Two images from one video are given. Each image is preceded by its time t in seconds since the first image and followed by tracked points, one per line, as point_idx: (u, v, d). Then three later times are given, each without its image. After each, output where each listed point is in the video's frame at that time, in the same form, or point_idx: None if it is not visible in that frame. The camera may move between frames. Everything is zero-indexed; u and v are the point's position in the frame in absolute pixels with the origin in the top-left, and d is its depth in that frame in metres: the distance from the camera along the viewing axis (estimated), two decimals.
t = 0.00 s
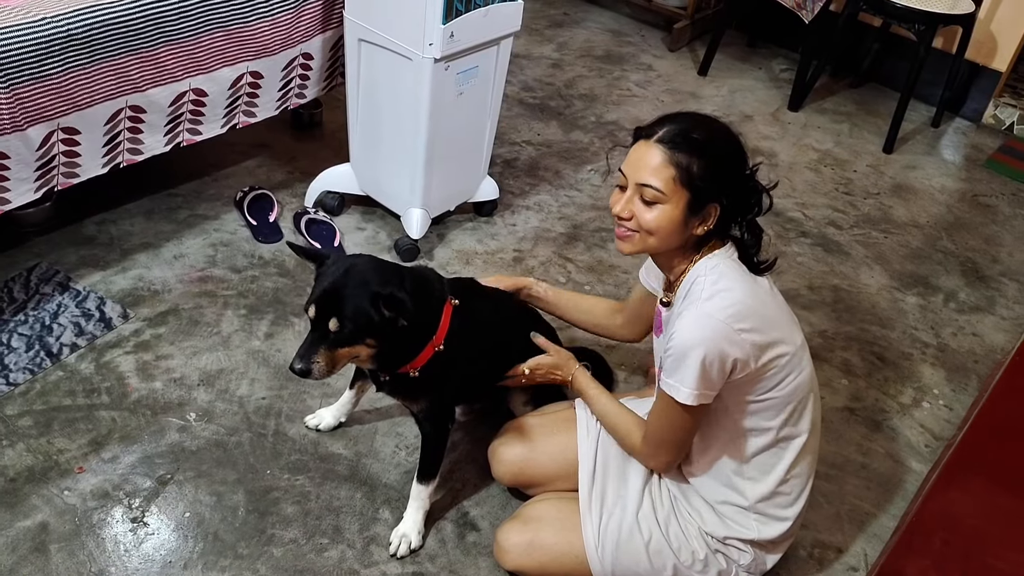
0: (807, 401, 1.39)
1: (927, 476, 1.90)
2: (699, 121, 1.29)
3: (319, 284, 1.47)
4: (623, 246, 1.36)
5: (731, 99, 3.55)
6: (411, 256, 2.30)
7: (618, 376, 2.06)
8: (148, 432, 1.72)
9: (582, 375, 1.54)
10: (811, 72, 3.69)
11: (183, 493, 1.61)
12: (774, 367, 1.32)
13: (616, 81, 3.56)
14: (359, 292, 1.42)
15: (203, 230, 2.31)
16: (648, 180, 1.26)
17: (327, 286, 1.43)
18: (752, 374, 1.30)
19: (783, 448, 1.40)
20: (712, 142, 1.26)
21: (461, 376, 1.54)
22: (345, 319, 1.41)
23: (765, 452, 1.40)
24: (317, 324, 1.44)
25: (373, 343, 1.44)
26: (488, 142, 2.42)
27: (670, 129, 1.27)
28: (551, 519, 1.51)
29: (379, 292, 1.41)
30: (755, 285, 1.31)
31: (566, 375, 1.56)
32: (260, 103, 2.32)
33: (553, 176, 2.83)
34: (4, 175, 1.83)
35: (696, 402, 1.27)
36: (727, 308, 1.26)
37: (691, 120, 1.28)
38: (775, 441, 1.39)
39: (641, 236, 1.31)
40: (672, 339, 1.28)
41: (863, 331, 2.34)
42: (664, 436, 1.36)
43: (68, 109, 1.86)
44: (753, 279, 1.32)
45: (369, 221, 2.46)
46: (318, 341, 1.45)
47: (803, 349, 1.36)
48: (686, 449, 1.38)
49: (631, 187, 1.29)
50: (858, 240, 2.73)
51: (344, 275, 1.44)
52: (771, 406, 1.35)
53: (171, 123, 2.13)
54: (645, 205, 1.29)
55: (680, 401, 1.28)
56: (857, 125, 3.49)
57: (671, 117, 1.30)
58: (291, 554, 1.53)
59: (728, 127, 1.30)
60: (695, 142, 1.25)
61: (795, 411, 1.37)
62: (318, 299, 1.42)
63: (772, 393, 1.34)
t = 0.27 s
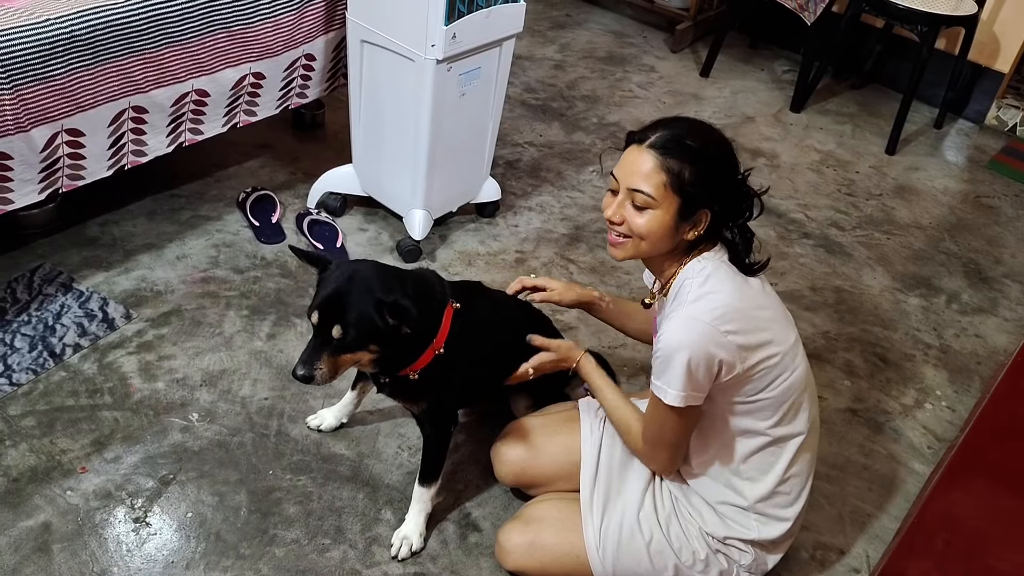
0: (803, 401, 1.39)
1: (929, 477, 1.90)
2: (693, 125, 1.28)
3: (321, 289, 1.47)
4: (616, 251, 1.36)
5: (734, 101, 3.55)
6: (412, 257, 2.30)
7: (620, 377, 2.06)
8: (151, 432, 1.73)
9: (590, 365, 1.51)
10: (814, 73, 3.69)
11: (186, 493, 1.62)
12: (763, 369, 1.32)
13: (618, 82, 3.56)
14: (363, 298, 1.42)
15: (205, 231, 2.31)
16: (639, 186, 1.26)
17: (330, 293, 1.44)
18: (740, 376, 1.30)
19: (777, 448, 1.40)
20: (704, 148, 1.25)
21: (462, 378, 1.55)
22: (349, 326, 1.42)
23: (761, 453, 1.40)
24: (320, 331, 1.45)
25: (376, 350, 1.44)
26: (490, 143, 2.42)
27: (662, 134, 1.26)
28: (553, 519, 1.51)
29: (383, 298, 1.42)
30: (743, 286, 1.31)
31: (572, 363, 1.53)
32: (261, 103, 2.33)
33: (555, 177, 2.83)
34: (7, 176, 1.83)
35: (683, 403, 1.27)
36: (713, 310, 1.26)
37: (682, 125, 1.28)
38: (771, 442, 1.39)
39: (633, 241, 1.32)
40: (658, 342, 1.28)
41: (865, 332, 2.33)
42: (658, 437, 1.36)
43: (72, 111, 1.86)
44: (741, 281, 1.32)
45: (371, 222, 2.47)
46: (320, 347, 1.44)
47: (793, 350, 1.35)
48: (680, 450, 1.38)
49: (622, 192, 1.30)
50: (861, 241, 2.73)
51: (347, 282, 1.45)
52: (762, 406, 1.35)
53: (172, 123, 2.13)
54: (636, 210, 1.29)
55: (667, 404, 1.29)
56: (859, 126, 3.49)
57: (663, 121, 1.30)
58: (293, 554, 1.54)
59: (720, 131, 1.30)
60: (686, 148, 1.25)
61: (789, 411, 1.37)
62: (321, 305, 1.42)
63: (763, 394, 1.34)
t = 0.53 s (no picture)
0: (810, 402, 1.38)
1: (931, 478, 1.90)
2: (697, 126, 1.27)
3: (325, 295, 1.47)
4: (627, 254, 1.36)
5: (734, 101, 3.55)
6: (413, 257, 2.30)
7: (621, 377, 2.06)
8: (151, 432, 1.73)
9: (576, 358, 1.55)
10: (814, 73, 3.69)
11: (187, 493, 1.62)
12: (775, 368, 1.31)
13: (619, 82, 3.56)
14: (368, 303, 1.41)
15: (206, 231, 2.31)
16: (647, 190, 1.26)
17: (333, 299, 1.43)
18: (752, 375, 1.30)
19: (785, 450, 1.40)
20: (709, 148, 1.25)
21: (466, 378, 1.55)
22: (355, 331, 1.41)
23: (768, 454, 1.39)
24: (326, 337, 1.44)
25: (383, 353, 1.44)
26: (491, 143, 2.42)
27: (667, 135, 1.26)
28: (553, 519, 1.51)
29: (388, 303, 1.41)
30: (756, 287, 1.31)
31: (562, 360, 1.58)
32: (259, 102, 2.32)
33: (556, 177, 2.82)
34: (9, 177, 1.83)
35: (692, 401, 1.28)
36: (726, 310, 1.26)
37: (687, 125, 1.27)
38: (777, 443, 1.38)
39: (644, 244, 1.31)
40: (670, 340, 1.28)
41: (867, 333, 2.33)
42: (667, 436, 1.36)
43: (72, 110, 1.86)
44: (753, 280, 1.32)
45: (371, 222, 2.47)
46: (327, 354, 1.44)
47: (805, 351, 1.35)
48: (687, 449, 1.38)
49: (631, 197, 1.29)
50: (862, 242, 2.73)
51: (350, 286, 1.43)
52: (771, 408, 1.35)
53: (171, 122, 2.13)
54: (645, 214, 1.29)
55: (678, 401, 1.29)
56: (860, 126, 3.49)
57: (668, 122, 1.29)
58: (294, 554, 1.53)
59: (724, 128, 1.30)
60: (692, 150, 1.24)
61: (797, 412, 1.37)
62: (326, 312, 1.42)
63: (774, 394, 1.34)
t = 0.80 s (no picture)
0: (810, 398, 1.39)
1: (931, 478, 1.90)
2: (691, 130, 1.27)
3: (330, 307, 1.46)
4: (628, 260, 1.36)
5: (735, 101, 3.54)
6: (414, 256, 2.30)
7: (621, 377, 2.06)
8: (151, 431, 1.73)
9: (573, 377, 1.51)
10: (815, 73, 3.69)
11: (187, 493, 1.62)
12: (778, 364, 1.32)
13: (619, 82, 3.55)
14: (372, 315, 1.40)
15: (207, 231, 2.31)
16: (643, 199, 1.26)
17: (339, 313, 1.42)
18: (756, 371, 1.30)
19: (789, 445, 1.40)
20: (702, 152, 1.25)
21: (466, 379, 1.55)
22: (361, 345, 1.40)
23: (771, 451, 1.40)
24: (332, 350, 1.44)
25: (390, 364, 1.43)
26: (492, 142, 2.42)
27: (662, 141, 1.26)
28: (553, 520, 1.51)
29: (393, 314, 1.40)
30: (756, 283, 1.31)
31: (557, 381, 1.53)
32: (257, 99, 2.32)
33: (556, 177, 2.82)
34: (8, 175, 1.83)
35: (703, 399, 1.27)
36: (730, 306, 1.26)
37: (681, 130, 1.27)
38: (780, 439, 1.39)
39: (645, 251, 1.31)
40: (675, 339, 1.28)
41: (867, 333, 2.33)
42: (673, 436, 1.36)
43: (72, 109, 1.86)
44: (753, 278, 1.33)
45: (372, 221, 2.47)
46: (335, 368, 1.44)
47: (805, 346, 1.36)
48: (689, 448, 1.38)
49: (628, 204, 1.29)
50: (862, 242, 2.73)
51: (355, 300, 1.42)
52: (775, 403, 1.36)
53: (169, 119, 2.13)
54: (644, 221, 1.28)
55: (686, 400, 1.28)
56: (861, 126, 3.49)
57: (662, 126, 1.28)
58: (294, 553, 1.53)
59: (718, 131, 1.29)
60: (686, 155, 1.24)
61: (799, 408, 1.38)
62: (332, 326, 1.41)
63: (777, 389, 1.34)
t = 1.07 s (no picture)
0: (812, 399, 1.39)
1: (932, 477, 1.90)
2: (688, 136, 1.26)
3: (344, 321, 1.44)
4: (630, 267, 1.37)
5: (735, 101, 3.54)
6: (414, 256, 2.30)
7: (621, 376, 2.06)
8: (152, 431, 1.73)
9: (555, 382, 1.56)
10: (815, 73, 3.69)
11: (188, 493, 1.62)
12: (779, 366, 1.32)
13: (619, 82, 3.56)
14: (389, 329, 1.39)
15: (207, 231, 2.32)
16: (642, 210, 1.26)
17: (354, 327, 1.40)
18: (757, 373, 1.31)
19: (790, 446, 1.40)
20: (701, 160, 1.24)
21: (478, 384, 1.54)
22: (379, 359, 1.39)
23: (772, 452, 1.40)
24: (349, 365, 1.43)
25: (408, 376, 1.42)
26: (492, 142, 2.42)
27: (658, 150, 1.25)
28: (554, 519, 1.51)
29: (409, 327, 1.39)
30: (757, 285, 1.31)
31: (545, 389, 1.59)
32: (254, 96, 2.32)
33: (557, 177, 2.82)
34: (7, 172, 1.84)
35: (700, 401, 1.28)
36: (730, 310, 1.26)
37: (678, 136, 1.26)
38: (782, 440, 1.39)
39: (647, 259, 1.32)
40: (676, 340, 1.28)
41: (867, 333, 2.33)
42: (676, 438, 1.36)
43: (73, 109, 1.86)
44: (755, 279, 1.32)
45: (372, 221, 2.47)
46: (352, 383, 1.43)
47: (806, 347, 1.36)
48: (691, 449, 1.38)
49: (628, 214, 1.30)
50: (862, 242, 2.73)
51: (371, 313, 1.41)
52: (776, 405, 1.36)
53: (168, 118, 2.14)
54: (644, 231, 1.29)
55: (685, 400, 1.29)
56: (861, 126, 3.49)
57: (658, 133, 1.28)
58: (295, 553, 1.54)
59: (714, 134, 1.29)
60: (683, 163, 1.24)
61: (801, 409, 1.38)
62: (349, 341, 1.40)
63: (779, 391, 1.34)
